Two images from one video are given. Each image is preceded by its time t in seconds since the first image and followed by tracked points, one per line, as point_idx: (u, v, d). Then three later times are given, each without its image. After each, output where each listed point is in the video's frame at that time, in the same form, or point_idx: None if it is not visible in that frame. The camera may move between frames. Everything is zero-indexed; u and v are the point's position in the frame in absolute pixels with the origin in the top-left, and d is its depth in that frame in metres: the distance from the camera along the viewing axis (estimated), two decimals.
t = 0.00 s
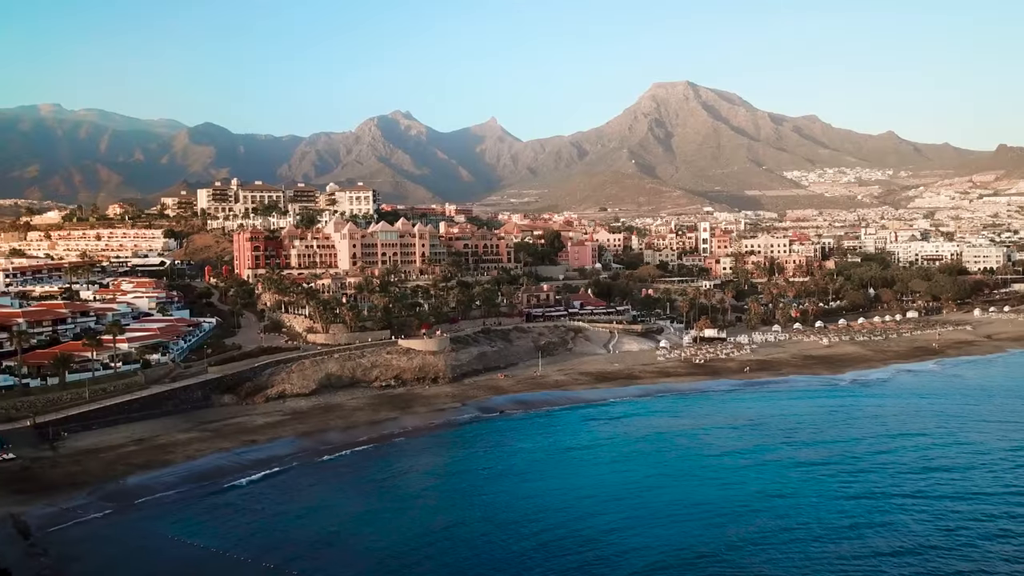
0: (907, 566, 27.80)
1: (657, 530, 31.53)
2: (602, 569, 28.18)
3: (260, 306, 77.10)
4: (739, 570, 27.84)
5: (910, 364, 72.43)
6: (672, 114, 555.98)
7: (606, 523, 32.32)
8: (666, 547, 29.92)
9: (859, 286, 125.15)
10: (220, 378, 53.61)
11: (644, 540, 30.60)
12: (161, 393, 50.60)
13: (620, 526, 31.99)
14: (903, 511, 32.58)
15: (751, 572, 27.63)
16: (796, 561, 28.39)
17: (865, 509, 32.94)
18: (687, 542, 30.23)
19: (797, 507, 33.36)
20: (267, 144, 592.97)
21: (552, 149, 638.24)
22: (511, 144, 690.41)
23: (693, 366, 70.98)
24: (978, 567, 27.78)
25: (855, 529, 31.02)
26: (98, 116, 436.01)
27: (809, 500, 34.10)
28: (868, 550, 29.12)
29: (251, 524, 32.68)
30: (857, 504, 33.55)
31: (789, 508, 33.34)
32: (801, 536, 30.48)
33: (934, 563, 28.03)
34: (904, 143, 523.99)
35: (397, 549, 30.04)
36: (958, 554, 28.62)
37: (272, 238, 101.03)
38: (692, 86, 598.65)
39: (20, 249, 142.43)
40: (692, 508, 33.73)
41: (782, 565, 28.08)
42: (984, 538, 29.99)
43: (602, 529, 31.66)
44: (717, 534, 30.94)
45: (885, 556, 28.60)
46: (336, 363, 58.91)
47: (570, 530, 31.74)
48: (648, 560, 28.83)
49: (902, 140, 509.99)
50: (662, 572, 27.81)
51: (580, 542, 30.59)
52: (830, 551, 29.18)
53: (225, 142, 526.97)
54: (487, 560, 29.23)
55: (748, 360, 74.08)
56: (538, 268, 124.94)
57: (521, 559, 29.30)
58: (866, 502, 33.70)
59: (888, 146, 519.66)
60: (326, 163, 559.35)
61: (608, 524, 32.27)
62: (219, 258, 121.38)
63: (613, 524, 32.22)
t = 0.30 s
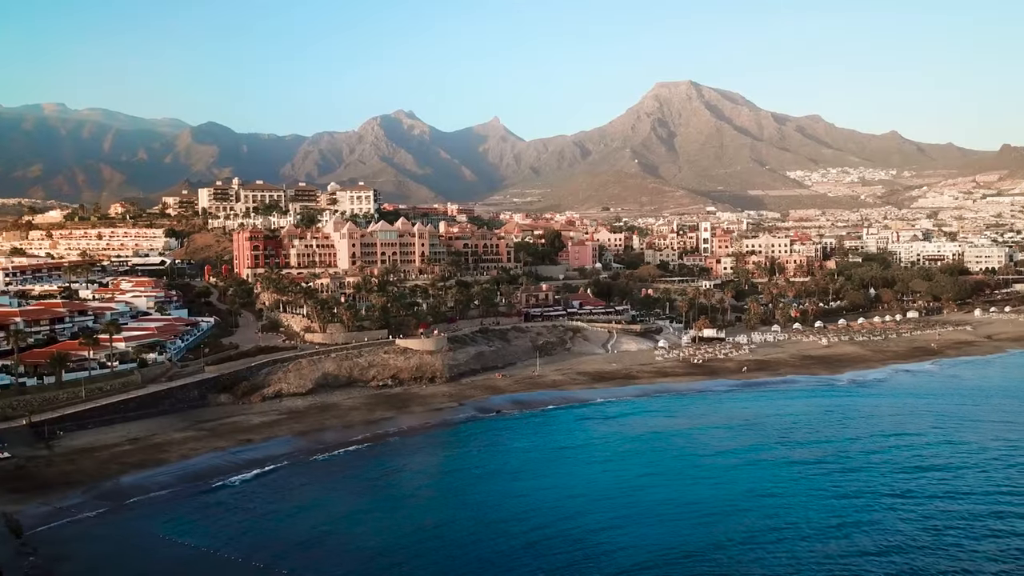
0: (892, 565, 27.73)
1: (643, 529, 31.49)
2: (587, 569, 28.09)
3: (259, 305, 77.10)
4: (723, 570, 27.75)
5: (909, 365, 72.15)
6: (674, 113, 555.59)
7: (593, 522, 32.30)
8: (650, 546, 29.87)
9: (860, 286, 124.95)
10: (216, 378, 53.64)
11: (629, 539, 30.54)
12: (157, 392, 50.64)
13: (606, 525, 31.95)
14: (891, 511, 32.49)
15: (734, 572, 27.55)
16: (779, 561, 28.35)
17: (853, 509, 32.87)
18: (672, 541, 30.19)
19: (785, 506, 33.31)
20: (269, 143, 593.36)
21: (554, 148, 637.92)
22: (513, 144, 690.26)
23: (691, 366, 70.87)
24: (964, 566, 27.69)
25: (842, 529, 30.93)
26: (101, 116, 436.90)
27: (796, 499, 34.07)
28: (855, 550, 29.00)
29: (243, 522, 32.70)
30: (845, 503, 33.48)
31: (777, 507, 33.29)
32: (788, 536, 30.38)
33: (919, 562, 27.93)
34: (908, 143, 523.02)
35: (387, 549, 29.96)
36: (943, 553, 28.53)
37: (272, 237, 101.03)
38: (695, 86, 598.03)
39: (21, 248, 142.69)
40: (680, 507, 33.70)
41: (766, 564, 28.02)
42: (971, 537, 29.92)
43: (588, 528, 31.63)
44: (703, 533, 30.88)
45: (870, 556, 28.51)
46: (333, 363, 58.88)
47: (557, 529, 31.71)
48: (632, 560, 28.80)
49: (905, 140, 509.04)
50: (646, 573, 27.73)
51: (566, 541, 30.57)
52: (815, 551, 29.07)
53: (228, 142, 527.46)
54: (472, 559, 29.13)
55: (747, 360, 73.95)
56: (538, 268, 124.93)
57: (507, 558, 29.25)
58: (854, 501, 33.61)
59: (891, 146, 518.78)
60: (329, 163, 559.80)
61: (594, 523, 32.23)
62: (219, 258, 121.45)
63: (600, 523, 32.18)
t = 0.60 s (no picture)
0: (877, 564, 27.64)
1: (630, 528, 31.45)
2: (573, 568, 28.01)
3: (257, 305, 77.18)
4: (708, 568, 27.65)
5: (908, 365, 71.95)
6: (678, 113, 554.89)
7: (580, 521, 32.24)
8: (636, 544, 29.83)
9: (862, 286, 124.67)
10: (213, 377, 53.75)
11: (615, 538, 30.49)
12: (154, 391, 50.72)
13: (594, 524, 31.92)
14: (879, 510, 32.42)
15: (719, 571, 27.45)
16: (763, 559, 28.28)
17: (841, 508, 32.80)
18: (658, 540, 30.14)
19: (772, 505, 33.26)
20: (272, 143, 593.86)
21: (558, 148, 637.56)
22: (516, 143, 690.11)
23: (689, 366, 70.79)
24: (950, 566, 27.57)
25: (829, 528, 30.85)
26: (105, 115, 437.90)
27: (785, 498, 34.00)
28: (842, 549, 28.87)
29: (235, 521, 32.72)
30: (833, 502, 33.41)
31: (765, 506, 33.23)
32: (774, 535, 30.29)
33: (904, 561, 27.83)
34: (912, 143, 521.76)
35: (377, 548, 29.90)
36: (929, 553, 28.42)
37: (272, 237, 101.11)
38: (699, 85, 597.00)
39: (23, 247, 143.05)
40: (668, 506, 33.66)
41: (751, 563, 27.92)
42: (958, 536, 29.81)
43: (575, 527, 31.59)
44: (690, 532, 30.81)
45: (857, 555, 28.40)
46: (330, 362, 58.92)
47: (544, 528, 31.67)
48: (617, 558, 28.74)
49: (910, 140, 507.71)
50: (630, 572, 27.64)
51: (552, 540, 30.52)
52: (801, 550, 28.98)
53: (231, 141, 528.12)
54: (458, 559, 29.02)
55: (745, 360, 73.83)
56: (538, 268, 124.90)
57: (493, 558, 29.17)
58: (843, 500, 33.51)
59: (896, 146, 517.43)
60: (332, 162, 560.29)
61: (582, 522, 32.18)
62: (220, 257, 121.59)
63: (588, 522, 32.15)
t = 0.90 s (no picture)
0: (863, 563, 27.52)
1: (615, 527, 31.38)
2: (557, 567, 27.93)
3: (254, 304, 77.24)
4: (691, 568, 27.55)
5: (906, 365, 71.79)
6: (680, 113, 554.23)
7: (568, 520, 32.19)
8: (619, 543, 29.76)
9: (861, 286, 124.48)
10: (208, 376, 53.94)
11: (599, 537, 30.41)
12: (148, 390, 50.75)
13: (581, 523, 31.83)
14: (865, 509, 32.31)
15: (702, 569, 27.36)
16: (746, 557, 28.21)
17: (827, 506, 32.73)
18: (644, 538, 30.06)
19: (759, 503, 33.19)
20: (274, 142, 594.07)
21: (560, 147, 637.29)
22: (519, 143, 689.90)
23: (686, 365, 70.69)
24: (934, 564, 27.46)
25: (814, 526, 30.75)
26: (109, 114, 438.90)
27: (772, 496, 33.94)
28: (827, 548, 28.75)
29: (225, 520, 32.66)
30: (820, 500, 33.32)
31: (751, 504, 33.17)
32: (760, 533, 30.20)
33: (890, 560, 27.70)
34: (915, 143, 520.78)
35: (365, 547, 29.77)
36: (915, 552, 28.32)
37: (271, 236, 101.24)
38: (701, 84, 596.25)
39: (23, 246, 143.33)
40: (655, 504, 33.60)
41: (734, 562, 27.82)
42: (945, 535, 29.69)
43: (562, 526, 31.52)
44: (676, 531, 30.72)
45: (841, 554, 28.28)
46: (326, 361, 59.02)
47: (530, 528, 31.59)
48: (602, 557, 28.67)
49: (913, 140, 506.68)
50: (613, 570, 27.55)
51: (537, 539, 30.45)
52: (785, 548, 28.87)
53: (233, 140, 528.51)
54: (443, 559, 28.87)
55: (742, 360, 73.73)
56: (537, 268, 124.83)
57: (480, 557, 29.09)
58: (830, 499, 33.42)
59: (899, 146, 516.56)
60: (335, 162, 560.89)
61: (568, 521, 32.10)
62: (219, 256, 121.87)
63: (574, 521, 32.09)
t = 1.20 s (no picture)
0: (847, 563, 27.44)
1: (601, 526, 31.31)
2: (541, 566, 27.88)
3: (251, 303, 77.24)
4: (673, 567, 27.49)
5: (903, 365, 71.59)
6: (682, 112, 553.50)
7: (555, 519, 32.13)
8: (603, 542, 29.70)
9: (861, 286, 124.21)
10: (203, 375, 53.98)
11: (584, 536, 30.37)
12: (143, 390, 50.74)
13: (567, 522, 31.76)
14: (852, 508, 32.27)
15: (685, 569, 27.27)
16: (730, 557, 28.13)
17: (813, 505, 32.64)
18: (630, 538, 29.99)
19: (746, 503, 33.08)
20: (276, 141, 594.13)
21: (562, 146, 636.83)
22: (521, 142, 689.66)
23: (683, 365, 70.58)
24: (917, 563, 27.40)
25: (800, 525, 30.68)
26: (112, 114, 440.02)
27: (759, 495, 33.88)
28: (811, 548, 28.67)
29: (215, 520, 32.59)
30: (807, 499, 33.27)
31: (738, 504, 33.09)
32: (745, 532, 30.14)
33: (873, 560, 27.62)
34: (918, 142, 519.50)
35: (353, 547, 29.63)
36: (899, 551, 28.24)
37: (269, 235, 101.28)
38: (704, 83, 595.58)
39: (24, 245, 143.37)
40: (641, 504, 33.55)
41: (717, 561, 27.78)
42: (930, 534, 29.61)
43: (548, 526, 31.44)
44: (661, 530, 30.68)
45: (826, 554, 28.20)
46: (321, 360, 59.00)
47: (516, 527, 31.55)
48: (586, 556, 28.61)
49: (916, 139, 505.48)
50: (597, 570, 27.49)
51: (522, 538, 30.40)
52: (767, 547, 28.86)
53: (236, 140, 529.09)
54: (428, 559, 28.76)
55: (739, 360, 73.59)
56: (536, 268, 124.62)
57: (466, 556, 29.02)
58: (817, 498, 33.37)
59: (901, 146, 515.45)
60: (337, 161, 561.35)
61: (555, 521, 32.02)
62: (218, 254, 122.05)
63: (560, 520, 32.05)
